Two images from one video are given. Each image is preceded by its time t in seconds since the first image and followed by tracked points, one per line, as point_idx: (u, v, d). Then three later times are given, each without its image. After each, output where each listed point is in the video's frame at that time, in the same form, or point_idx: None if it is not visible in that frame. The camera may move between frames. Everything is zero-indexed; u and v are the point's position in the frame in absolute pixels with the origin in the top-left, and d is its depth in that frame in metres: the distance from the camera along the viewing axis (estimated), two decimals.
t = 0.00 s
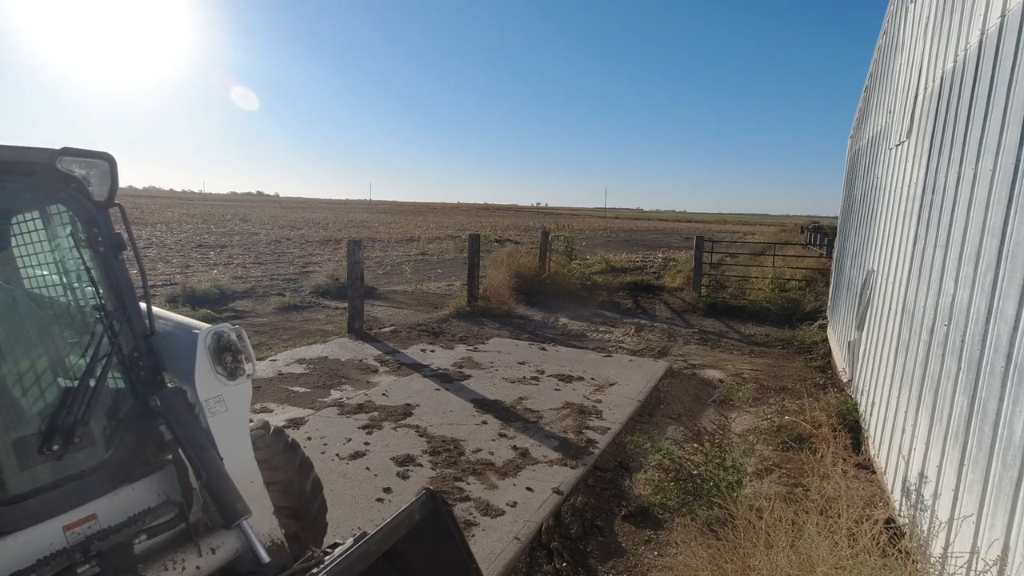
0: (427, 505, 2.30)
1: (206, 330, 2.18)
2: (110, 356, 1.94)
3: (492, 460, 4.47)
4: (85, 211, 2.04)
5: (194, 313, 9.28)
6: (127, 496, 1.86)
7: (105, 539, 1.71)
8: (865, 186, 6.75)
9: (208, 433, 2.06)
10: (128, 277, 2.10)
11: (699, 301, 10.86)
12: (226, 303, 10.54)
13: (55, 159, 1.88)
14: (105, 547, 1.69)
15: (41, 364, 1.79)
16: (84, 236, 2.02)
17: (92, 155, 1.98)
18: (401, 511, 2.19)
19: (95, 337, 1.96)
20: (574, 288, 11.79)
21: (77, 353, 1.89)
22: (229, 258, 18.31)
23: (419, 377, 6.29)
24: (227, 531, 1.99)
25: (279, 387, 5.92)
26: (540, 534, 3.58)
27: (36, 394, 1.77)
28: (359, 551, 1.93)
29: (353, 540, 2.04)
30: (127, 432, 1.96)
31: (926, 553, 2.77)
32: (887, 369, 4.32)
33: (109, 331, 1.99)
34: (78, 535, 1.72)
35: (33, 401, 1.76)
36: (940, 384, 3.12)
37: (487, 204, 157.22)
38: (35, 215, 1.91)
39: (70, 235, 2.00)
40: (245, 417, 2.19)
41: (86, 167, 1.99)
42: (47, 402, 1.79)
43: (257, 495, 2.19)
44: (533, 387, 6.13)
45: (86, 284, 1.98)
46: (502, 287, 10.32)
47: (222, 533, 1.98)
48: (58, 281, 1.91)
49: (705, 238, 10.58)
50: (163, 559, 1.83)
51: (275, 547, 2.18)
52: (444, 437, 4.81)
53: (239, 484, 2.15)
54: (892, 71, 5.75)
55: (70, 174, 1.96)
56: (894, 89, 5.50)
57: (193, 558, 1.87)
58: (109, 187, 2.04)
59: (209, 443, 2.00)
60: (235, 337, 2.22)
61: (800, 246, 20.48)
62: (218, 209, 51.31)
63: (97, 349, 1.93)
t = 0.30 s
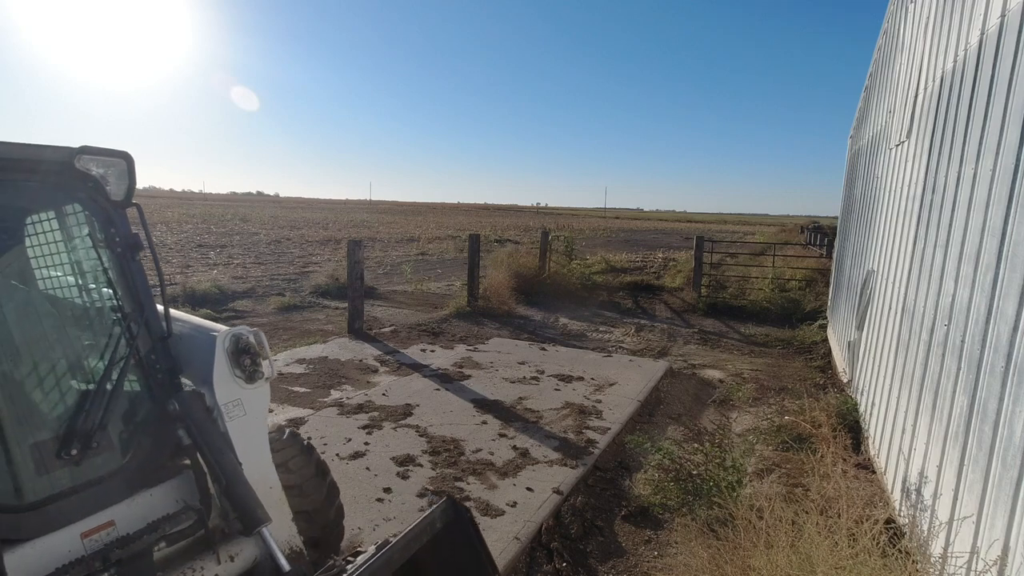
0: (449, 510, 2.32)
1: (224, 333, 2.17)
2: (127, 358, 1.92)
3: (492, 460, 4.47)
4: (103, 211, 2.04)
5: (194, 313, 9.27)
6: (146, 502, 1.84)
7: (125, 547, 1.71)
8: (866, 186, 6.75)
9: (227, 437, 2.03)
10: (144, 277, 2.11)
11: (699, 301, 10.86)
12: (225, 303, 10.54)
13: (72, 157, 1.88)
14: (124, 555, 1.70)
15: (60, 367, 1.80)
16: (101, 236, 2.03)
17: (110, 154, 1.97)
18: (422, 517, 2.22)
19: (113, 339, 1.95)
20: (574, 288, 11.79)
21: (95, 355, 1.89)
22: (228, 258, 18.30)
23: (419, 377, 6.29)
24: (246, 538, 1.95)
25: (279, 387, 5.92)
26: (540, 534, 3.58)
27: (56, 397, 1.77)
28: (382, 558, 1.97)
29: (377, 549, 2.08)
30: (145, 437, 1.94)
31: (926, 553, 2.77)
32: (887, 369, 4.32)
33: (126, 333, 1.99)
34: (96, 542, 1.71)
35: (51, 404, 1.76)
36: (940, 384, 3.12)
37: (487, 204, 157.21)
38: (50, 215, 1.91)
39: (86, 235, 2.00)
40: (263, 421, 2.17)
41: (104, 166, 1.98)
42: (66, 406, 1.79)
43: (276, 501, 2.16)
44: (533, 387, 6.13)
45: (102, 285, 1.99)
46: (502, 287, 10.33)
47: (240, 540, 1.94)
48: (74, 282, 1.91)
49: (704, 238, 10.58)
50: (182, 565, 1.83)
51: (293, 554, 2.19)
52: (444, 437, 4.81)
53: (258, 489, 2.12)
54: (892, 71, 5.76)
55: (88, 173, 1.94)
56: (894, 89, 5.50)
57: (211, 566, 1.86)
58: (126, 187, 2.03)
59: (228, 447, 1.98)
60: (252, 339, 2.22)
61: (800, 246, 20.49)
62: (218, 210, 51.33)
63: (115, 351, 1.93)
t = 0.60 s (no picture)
0: (472, 517, 2.35)
1: (241, 335, 2.14)
2: (144, 361, 1.94)
3: (492, 460, 4.46)
4: (119, 210, 2.03)
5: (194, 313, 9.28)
6: (164, 509, 1.81)
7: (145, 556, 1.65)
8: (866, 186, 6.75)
9: (246, 441, 2.03)
10: (161, 279, 2.11)
11: (699, 301, 10.87)
12: (225, 303, 10.55)
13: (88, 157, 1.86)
14: (145, 565, 1.63)
15: (78, 372, 1.80)
16: (118, 237, 2.02)
17: (127, 153, 1.95)
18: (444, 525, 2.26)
19: (130, 342, 1.95)
20: (574, 288, 11.80)
21: (112, 359, 1.89)
22: (229, 258, 18.32)
23: (419, 378, 6.28)
24: (266, 546, 1.89)
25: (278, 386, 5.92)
26: (540, 534, 3.57)
27: (74, 403, 1.77)
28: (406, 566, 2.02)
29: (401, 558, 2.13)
30: (162, 441, 1.94)
31: (926, 553, 2.77)
32: (887, 369, 4.32)
33: (144, 338, 1.99)
34: (114, 550, 1.66)
35: (70, 410, 1.76)
36: (940, 384, 3.12)
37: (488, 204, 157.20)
38: (65, 216, 1.88)
39: (102, 236, 1.99)
40: (282, 426, 2.17)
41: (121, 164, 1.96)
42: (84, 410, 1.78)
43: (296, 506, 2.16)
44: (533, 387, 6.13)
45: (119, 286, 1.98)
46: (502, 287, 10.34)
47: (261, 548, 1.88)
48: (87, 283, 1.91)
49: (704, 238, 10.58)
50: None
51: (315, 562, 2.17)
52: (444, 437, 4.81)
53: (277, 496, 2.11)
54: (892, 71, 5.76)
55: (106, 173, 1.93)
56: (894, 89, 5.50)
57: None
58: (143, 186, 2.03)
59: (247, 452, 1.97)
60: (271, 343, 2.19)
61: (800, 246, 20.49)
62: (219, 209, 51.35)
63: (133, 356, 1.93)
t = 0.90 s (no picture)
0: (501, 527, 2.33)
1: (268, 341, 2.19)
2: (168, 367, 1.92)
3: (492, 460, 4.47)
4: (142, 211, 2.01)
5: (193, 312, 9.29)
6: (190, 519, 1.81)
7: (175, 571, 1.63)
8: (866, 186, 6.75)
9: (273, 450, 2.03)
10: (184, 283, 2.09)
11: (699, 301, 10.86)
12: (225, 302, 10.54)
13: (116, 156, 1.84)
14: None
15: (103, 378, 1.77)
16: (142, 239, 2.01)
17: (149, 152, 1.91)
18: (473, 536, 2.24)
19: (155, 348, 1.93)
20: (574, 288, 11.80)
21: (138, 365, 1.87)
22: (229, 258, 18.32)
23: (419, 377, 6.28)
24: (291, 559, 1.92)
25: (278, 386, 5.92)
26: (540, 534, 3.57)
27: (100, 411, 1.74)
28: None
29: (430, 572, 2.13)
30: (187, 451, 1.93)
31: (926, 553, 2.77)
32: (887, 369, 4.32)
33: (168, 344, 1.96)
34: (141, 563, 1.65)
35: (96, 418, 1.73)
36: (940, 384, 3.12)
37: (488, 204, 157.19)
38: (83, 215, 1.85)
39: (124, 237, 1.97)
40: (308, 436, 2.16)
41: (145, 164, 1.93)
42: (109, 418, 1.76)
43: (321, 517, 2.15)
44: (533, 387, 6.14)
45: (142, 290, 1.96)
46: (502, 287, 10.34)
47: (286, 560, 1.91)
48: (106, 285, 1.87)
49: (704, 238, 10.57)
50: None
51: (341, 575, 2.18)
52: (444, 437, 4.81)
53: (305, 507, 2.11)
54: (892, 71, 5.75)
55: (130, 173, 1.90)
56: (895, 89, 5.50)
57: None
58: (168, 184, 1.99)
59: (274, 462, 1.95)
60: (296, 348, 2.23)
61: (800, 245, 20.49)
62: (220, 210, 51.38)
63: (157, 362, 1.91)
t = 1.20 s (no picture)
0: (529, 534, 2.58)
1: (292, 344, 2.14)
2: (193, 371, 1.92)
3: (492, 460, 4.46)
4: (165, 212, 2.00)
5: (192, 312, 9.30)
6: (215, 527, 1.77)
7: None
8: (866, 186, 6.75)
9: (299, 455, 2.01)
10: (203, 284, 2.07)
11: (699, 301, 10.87)
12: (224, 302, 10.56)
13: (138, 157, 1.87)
14: None
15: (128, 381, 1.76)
16: (164, 240, 1.99)
17: (172, 152, 1.92)
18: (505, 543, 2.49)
19: (178, 351, 1.92)
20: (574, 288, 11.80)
21: (162, 368, 1.86)
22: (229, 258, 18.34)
23: (419, 378, 6.28)
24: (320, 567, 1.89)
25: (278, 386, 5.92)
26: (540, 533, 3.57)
27: (125, 415, 1.73)
28: None
29: None
30: (211, 455, 1.91)
31: (926, 553, 2.77)
32: (887, 369, 4.32)
33: (191, 349, 1.95)
34: (167, 571, 1.62)
35: (120, 423, 1.72)
36: (940, 384, 3.12)
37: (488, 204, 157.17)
38: (102, 217, 1.85)
39: (148, 240, 1.96)
40: (334, 440, 2.13)
41: (168, 163, 1.95)
42: (135, 422, 1.75)
43: (349, 523, 2.15)
44: (533, 387, 6.14)
45: (164, 292, 1.95)
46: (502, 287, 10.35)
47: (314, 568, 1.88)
48: (125, 288, 1.86)
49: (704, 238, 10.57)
50: None
51: None
52: (444, 437, 4.81)
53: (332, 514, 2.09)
54: (892, 71, 5.76)
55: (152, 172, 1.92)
56: (895, 89, 5.50)
57: None
58: (191, 184, 2.00)
59: (301, 469, 1.93)
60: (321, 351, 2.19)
61: (801, 245, 20.49)
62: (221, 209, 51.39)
63: (181, 367, 1.90)
